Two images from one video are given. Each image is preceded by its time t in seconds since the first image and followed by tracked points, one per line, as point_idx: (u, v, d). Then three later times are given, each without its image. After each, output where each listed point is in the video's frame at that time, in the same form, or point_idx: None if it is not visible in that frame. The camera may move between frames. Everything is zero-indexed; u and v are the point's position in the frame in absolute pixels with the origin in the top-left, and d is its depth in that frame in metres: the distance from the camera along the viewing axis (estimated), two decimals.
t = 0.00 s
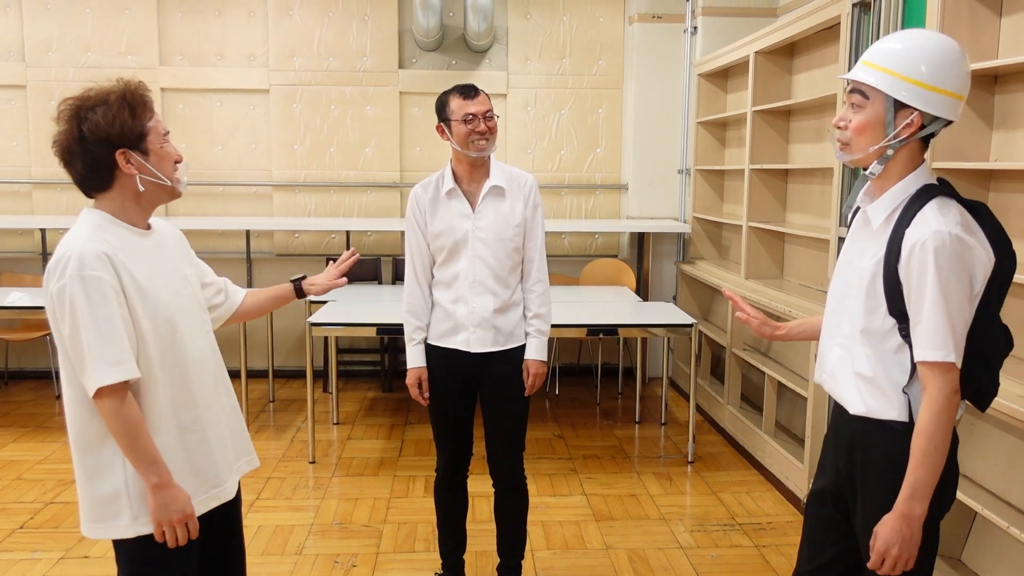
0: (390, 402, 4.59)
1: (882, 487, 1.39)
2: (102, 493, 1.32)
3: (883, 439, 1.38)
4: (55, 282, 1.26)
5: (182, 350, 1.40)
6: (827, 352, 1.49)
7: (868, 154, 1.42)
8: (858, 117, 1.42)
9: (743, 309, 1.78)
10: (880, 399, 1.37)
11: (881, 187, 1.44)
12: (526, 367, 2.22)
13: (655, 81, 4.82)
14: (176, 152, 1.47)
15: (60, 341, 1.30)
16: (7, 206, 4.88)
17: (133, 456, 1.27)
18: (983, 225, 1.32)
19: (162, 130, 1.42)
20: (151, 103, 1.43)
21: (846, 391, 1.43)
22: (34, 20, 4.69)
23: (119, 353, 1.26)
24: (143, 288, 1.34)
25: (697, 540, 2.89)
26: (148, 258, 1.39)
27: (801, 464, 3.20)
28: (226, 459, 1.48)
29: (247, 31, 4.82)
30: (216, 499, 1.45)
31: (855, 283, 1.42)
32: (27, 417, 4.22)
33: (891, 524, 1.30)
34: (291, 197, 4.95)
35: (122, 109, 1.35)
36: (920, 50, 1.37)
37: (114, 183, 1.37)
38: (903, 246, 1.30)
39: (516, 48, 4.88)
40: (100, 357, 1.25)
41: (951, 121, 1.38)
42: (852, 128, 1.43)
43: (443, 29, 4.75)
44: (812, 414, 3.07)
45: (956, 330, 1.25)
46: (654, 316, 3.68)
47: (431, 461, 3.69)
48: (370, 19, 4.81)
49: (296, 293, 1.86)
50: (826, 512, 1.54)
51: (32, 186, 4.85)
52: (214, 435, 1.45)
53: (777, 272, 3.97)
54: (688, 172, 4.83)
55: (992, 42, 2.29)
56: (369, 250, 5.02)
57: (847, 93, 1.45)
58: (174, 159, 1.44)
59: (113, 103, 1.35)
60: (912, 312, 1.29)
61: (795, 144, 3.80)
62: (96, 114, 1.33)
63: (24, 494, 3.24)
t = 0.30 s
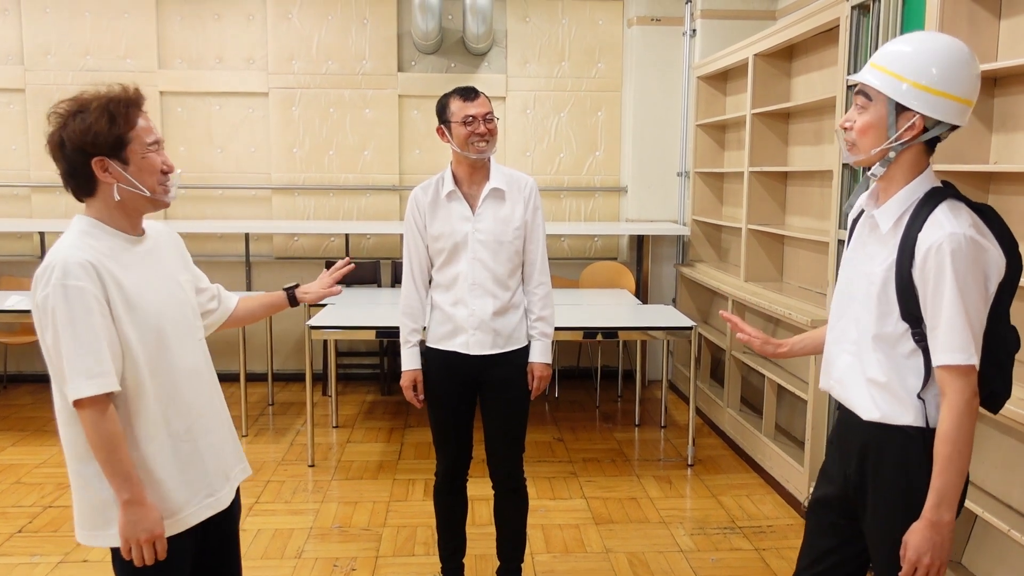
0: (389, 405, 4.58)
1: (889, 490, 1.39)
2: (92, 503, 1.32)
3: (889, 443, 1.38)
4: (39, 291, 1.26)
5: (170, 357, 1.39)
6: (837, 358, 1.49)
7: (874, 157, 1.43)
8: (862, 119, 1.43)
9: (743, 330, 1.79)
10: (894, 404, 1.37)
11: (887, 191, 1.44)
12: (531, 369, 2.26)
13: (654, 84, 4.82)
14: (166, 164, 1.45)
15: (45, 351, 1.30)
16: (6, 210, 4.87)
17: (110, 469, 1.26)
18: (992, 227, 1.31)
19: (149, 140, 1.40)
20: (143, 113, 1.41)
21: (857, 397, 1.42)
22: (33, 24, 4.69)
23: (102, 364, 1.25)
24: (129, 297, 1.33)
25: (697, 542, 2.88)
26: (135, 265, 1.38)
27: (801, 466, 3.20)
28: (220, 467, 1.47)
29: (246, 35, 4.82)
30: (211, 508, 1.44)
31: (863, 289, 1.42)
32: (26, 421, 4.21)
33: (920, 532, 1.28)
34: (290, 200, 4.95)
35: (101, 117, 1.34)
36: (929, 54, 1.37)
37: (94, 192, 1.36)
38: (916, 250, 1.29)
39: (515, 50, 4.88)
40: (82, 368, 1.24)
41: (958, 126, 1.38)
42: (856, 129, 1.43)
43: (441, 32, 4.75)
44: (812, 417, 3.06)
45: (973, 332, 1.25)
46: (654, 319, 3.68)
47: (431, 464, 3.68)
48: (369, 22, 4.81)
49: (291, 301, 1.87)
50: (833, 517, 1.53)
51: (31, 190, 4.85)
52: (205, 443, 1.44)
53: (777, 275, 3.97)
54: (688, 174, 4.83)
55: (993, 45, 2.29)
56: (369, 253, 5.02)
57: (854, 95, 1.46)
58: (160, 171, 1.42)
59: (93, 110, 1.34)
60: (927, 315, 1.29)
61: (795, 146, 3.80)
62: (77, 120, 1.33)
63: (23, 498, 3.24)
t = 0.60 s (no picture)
0: (389, 407, 4.58)
1: (887, 490, 1.39)
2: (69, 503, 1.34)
3: (887, 444, 1.38)
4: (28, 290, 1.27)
5: (157, 363, 1.39)
6: (836, 358, 1.49)
7: (863, 160, 1.44)
8: (851, 122, 1.45)
9: (755, 327, 1.80)
10: (888, 404, 1.37)
11: (882, 192, 1.44)
12: (530, 372, 2.25)
13: (653, 86, 4.83)
14: (162, 158, 1.44)
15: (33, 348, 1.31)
16: (5, 213, 4.87)
17: (71, 477, 1.26)
18: (987, 228, 1.32)
19: (141, 134, 1.40)
20: (134, 107, 1.41)
21: (854, 398, 1.43)
22: (32, 27, 4.69)
23: (81, 369, 1.25)
24: (119, 301, 1.33)
25: (697, 544, 2.88)
26: (130, 267, 1.38)
27: (801, 467, 3.20)
28: (201, 476, 1.46)
29: (246, 37, 4.83)
30: (187, 518, 1.43)
31: (860, 290, 1.43)
32: (26, 424, 4.21)
33: (921, 535, 1.29)
34: (290, 203, 4.96)
35: (89, 115, 1.34)
36: (925, 57, 1.38)
37: (91, 191, 1.38)
38: (904, 251, 1.30)
39: (514, 53, 4.89)
40: (59, 373, 1.24)
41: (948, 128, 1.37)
42: (847, 132, 1.45)
43: (441, 34, 4.75)
44: (812, 418, 3.06)
45: (959, 334, 1.25)
46: (653, 320, 3.69)
47: (431, 466, 3.69)
48: (369, 25, 4.81)
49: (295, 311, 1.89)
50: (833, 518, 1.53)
51: (31, 193, 4.85)
52: (185, 453, 1.43)
53: (776, 276, 3.98)
54: (687, 176, 4.84)
55: (991, 46, 2.30)
56: (369, 255, 5.02)
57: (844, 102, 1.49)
58: (156, 165, 1.41)
59: (81, 110, 1.34)
60: (915, 316, 1.29)
61: (794, 148, 3.81)
62: (66, 120, 1.34)
63: (23, 501, 3.24)
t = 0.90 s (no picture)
0: (389, 408, 4.58)
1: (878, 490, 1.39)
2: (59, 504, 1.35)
3: (879, 444, 1.38)
4: (20, 290, 1.28)
5: (149, 365, 1.39)
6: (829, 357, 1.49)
7: (854, 161, 1.44)
8: (842, 123, 1.45)
9: (761, 326, 1.81)
10: (877, 403, 1.38)
11: (874, 191, 1.44)
12: (526, 358, 2.24)
13: (652, 87, 4.83)
14: (161, 156, 1.45)
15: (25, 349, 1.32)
16: (4, 214, 4.87)
17: (66, 477, 1.26)
18: (977, 227, 1.32)
19: (141, 132, 1.40)
20: (133, 105, 1.41)
21: (845, 396, 1.43)
22: (31, 28, 4.70)
23: (70, 370, 1.26)
24: (113, 302, 1.34)
25: (696, 544, 2.88)
26: (124, 267, 1.38)
27: (800, 467, 3.20)
28: (191, 479, 1.46)
29: (245, 38, 4.83)
30: (178, 520, 1.43)
31: (851, 289, 1.43)
32: (25, 425, 4.21)
33: (868, 525, 1.31)
34: (289, 203, 4.96)
35: (90, 114, 1.34)
36: (917, 57, 1.38)
37: (91, 190, 1.38)
38: (889, 250, 1.30)
39: (514, 53, 4.89)
40: (48, 373, 1.25)
41: (938, 129, 1.37)
42: (838, 133, 1.46)
43: (440, 35, 4.76)
44: (812, 418, 3.06)
45: (939, 336, 1.24)
46: (652, 320, 3.69)
47: (430, 466, 3.69)
48: (368, 26, 4.82)
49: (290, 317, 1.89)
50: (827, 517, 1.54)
51: (30, 194, 4.86)
52: (175, 454, 1.43)
53: (775, 276, 3.98)
54: (686, 176, 4.84)
55: (988, 46, 2.30)
56: (368, 256, 5.02)
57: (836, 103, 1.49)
58: (155, 164, 1.42)
59: (81, 108, 1.35)
60: (898, 316, 1.29)
61: (793, 148, 3.81)
62: (66, 119, 1.34)
63: (22, 502, 3.24)
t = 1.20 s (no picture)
0: (388, 408, 4.58)
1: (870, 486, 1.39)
2: (60, 504, 1.34)
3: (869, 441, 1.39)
4: (23, 287, 1.27)
5: (152, 362, 1.39)
6: (822, 356, 1.49)
7: (845, 161, 1.44)
8: (833, 123, 1.45)
9: (751, 322, 1.82)
10: (869, 403, 1.38)
11: (866, 191, 1.44)
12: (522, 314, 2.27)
13: (651, 86, 4.83)
14: (147, 143, 1.44)
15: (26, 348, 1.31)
16: (3, 214, 4.87)
17: (83, 474, 1.27)
18: (970, 228, 1.32)
19: (122, 123, 1.40)
20: (107, 99, 1.41)
21: (837, 395, 1.43)
22: (30, 28, 4.70)
23: (78, 367, 1.26)
24: (116, 298, 1.34)
25: (695, 543, 2.89)
26: (125, 263, 1.38)
27: (799, 467, 3.20)
28: (191, 477, 1.46)
29: (244, 38, 4.83)
30: (177, 519, 1.43)
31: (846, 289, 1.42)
32: (24, 425, 4.21)
33: (862, 524, 1.30)
34: (288, 203, 4.96)
35: (65, 113, 1.34)
36: (909, 56, 1.38)
37: (86, 191, 1.38)
38: (884, 252, 1.30)
39: (512, 53, 4.89)
40: (57, 370, 1.25)
41: (930, 129, 1.38)
42: (830, 132, 1.46)
43: (439, 35, 4.76)
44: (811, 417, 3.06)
45: (935, 336, 1.24)
46: (650, 320, 3.69)
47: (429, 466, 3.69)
48: (366, 25, 4.82)
49: (274, 288, 1.86)
50: (823, 517, 1.54)
51: (29, 194, 4.86)
52: (176, 454, 1.43)
53: (774, 276, 3.98)
54: (685, 176, 4.84)
55: (986, 45, 2.30)
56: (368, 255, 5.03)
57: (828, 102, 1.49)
58: (142, 151, 1.42)
59: (56, 111, 1.35)
60: (893, 317, 1.29)
61: (791, 147, 3.82)
62: (44, 125, 1.34)
63: (21, 502, 3.24)
